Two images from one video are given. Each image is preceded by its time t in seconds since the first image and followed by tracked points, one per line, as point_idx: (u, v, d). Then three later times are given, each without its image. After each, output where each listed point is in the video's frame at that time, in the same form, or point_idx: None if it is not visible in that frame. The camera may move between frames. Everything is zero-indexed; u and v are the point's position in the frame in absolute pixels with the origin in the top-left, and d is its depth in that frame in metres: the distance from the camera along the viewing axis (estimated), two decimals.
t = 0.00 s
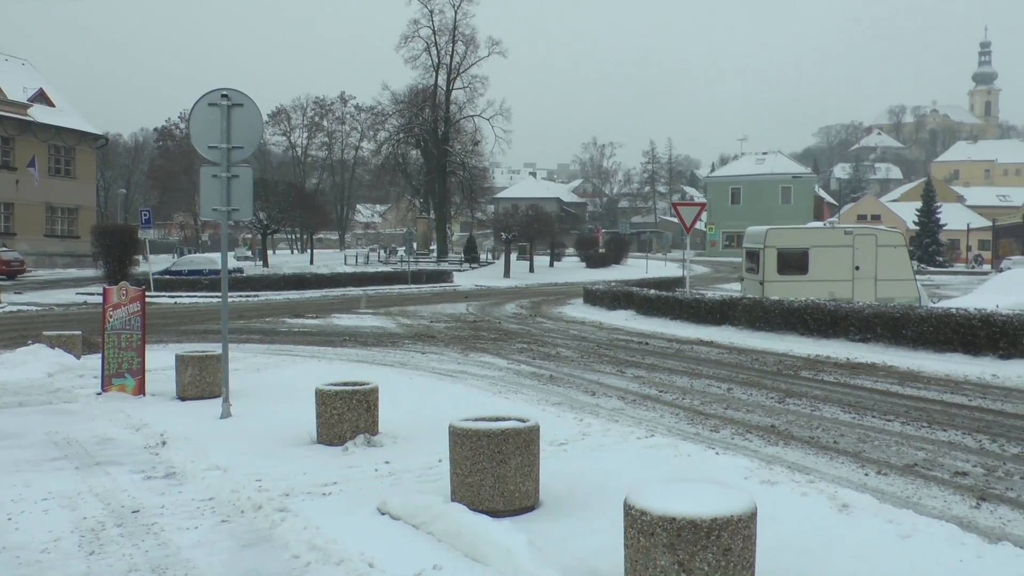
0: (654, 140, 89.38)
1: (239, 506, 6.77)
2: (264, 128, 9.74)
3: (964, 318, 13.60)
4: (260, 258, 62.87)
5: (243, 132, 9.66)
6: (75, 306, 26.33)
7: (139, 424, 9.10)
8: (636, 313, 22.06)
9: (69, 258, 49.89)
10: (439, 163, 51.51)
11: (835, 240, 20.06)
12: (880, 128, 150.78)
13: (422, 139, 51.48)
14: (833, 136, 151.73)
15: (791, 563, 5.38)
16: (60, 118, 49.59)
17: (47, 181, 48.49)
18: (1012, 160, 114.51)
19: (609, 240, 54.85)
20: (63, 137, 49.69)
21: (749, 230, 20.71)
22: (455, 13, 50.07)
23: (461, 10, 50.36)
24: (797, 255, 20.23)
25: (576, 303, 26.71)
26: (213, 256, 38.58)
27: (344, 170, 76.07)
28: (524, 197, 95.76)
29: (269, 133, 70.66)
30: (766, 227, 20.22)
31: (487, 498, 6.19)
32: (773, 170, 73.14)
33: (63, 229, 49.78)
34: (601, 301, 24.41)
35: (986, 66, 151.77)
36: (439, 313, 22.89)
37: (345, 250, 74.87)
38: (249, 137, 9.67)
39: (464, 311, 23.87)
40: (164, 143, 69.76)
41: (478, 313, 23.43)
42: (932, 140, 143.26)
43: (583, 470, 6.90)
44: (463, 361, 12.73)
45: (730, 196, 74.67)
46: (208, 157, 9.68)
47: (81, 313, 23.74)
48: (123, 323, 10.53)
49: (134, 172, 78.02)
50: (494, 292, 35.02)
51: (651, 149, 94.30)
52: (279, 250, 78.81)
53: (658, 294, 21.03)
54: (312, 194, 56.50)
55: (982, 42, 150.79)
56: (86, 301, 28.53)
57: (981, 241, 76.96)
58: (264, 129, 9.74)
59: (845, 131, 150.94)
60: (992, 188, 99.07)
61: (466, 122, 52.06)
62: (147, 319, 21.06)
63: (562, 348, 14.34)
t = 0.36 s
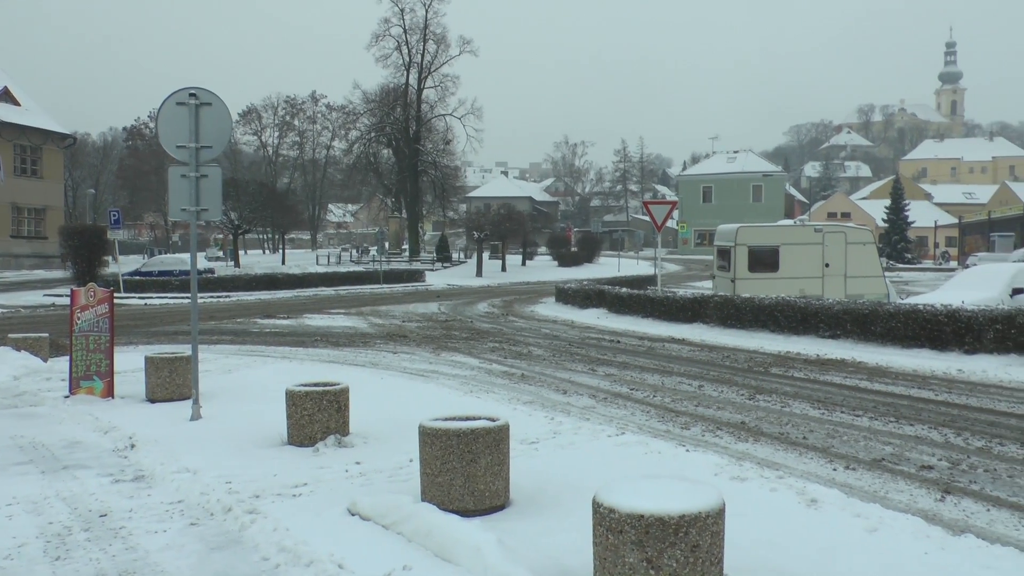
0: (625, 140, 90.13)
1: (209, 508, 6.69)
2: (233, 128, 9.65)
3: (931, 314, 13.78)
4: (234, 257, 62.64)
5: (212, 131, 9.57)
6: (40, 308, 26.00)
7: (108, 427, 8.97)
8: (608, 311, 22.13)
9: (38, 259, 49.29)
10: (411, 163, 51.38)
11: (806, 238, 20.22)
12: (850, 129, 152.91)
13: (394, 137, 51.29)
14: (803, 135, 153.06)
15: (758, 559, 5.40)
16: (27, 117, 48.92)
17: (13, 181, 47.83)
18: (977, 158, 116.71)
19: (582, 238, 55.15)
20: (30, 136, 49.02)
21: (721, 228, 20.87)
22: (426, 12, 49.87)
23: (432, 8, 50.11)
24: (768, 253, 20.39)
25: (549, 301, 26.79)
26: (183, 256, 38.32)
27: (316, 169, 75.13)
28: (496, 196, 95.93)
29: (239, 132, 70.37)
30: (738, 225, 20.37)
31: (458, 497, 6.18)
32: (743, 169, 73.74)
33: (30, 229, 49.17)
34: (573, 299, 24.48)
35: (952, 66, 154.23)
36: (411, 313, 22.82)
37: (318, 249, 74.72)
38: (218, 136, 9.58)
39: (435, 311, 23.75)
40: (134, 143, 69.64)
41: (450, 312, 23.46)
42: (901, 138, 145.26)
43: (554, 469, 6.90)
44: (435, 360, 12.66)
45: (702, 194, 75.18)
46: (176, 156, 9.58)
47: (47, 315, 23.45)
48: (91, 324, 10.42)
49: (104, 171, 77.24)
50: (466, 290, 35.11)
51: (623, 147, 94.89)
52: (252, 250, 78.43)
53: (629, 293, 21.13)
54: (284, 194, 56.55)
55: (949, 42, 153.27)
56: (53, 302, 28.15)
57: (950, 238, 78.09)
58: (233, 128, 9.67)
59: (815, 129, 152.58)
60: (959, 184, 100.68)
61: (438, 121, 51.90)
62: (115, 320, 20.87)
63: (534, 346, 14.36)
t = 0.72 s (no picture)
0: (598, 140, 90.30)
1: (179, 510, 6.62)
2: (202, 127, 9.61)
3: (899, 312, 13.97)
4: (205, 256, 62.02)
5: (180, 129, 9.50)
6: (5, 309, 25.57)
7: (77, 430, 8.86)
8: (580, 310, 22.18)
9: (4, 259, 48.48)
10: (383, 161, 51.28)
11: (777, 237, 20.37)
12: (820, 128, 154.88)
13: (366, 137, 50.99)
14: (774, 134, 154.38)
15: (726, 555, 5.44)
16: None
17: None
18: (944, 158, 118.53)
19: (554, 237, 55.35)
20: None
21: (692, 227, 20.96)
22: (398, 10, 49.55)
23: (404, 6, 49.78)
24: (738, 251, 20.51)
25: (521, 301, 26.85)
26: (153, 256, 37.90)
27: (287, 168, 75.07)
28: (469, 195, 95.87)
29: (210, 131, 69.78)
30: (708, 224, 20.48)
31: (428, 497, 6.17)
32: (715, 168, 74.27)
33: None
34: (545, 298, 24.53)
35: (919, 68, 156.62)
36: (383, 313, 22.76)
37: (290, 249, 74.22)
38: (187, 134, 9.53)
39: (407, 311, 23.73)
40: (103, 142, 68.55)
41: (421, 311, 23.42)
42: (870, 138, 147.30)
43: (525, 469, 6.89)
44: (407, 360, 12.60)
45: (674, 193, 75.55)
46: (144, 154, 9.49)
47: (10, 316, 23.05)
48: (59, 325, 10.25)
49: (73, 170, 76.15)
50: (437, 289, 35.10)
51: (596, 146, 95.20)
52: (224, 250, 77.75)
53: (602, 292, 21.19)
54: (256, 193, 56.14)
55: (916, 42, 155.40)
56: (19, 303, 27.72)
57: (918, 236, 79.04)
58: (203, 126, 9.62)
59: (786, 129, 153.98)
60: (926, 183, 102.25)
61: (409, 120, 51.64)
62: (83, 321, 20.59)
63: (506, 345, 14.38)
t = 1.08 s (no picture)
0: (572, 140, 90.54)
1: (149, 512, 6.55)
2: (173, 124, 9.51)
3: (869, 310, 14.11)
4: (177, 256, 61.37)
5: (150, 127, 9.42)
6: None
7: (45, 431, 8.73)
8: (554, 309, 22.20)
9: None
10: (357, 160, 51.03)
11: (749, 237, 20.53)
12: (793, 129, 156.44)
13: (340, 135, 50.73)
14: (748, 135, 155.79)
15: (694, 552, 5.48)
16: None
17: None
18: (914, 159, 120.17)
19: (527, 236, 55.48)
20: None
21: (665, 226, 21.06)
22: (371, 9, 49.27)
23: (377, 4, 49.51)
24: (711, 251, 20.62)
25: (494, 300, 26.87)
26: (124, 255, 37.49)
27: (260, 167, 74.55)
28: (444, 194, 95.74)
29: (182, 129, 69.11)
30: (681, 224, 20.57)
31: (399, 497, 6.16)
32: (689, 168, 74.72)
33: None
34: (518, 297, 24.54)
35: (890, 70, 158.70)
36: (356, 312, 22.67)
37: (263, 248, 73.74)
38: (157, 132, 9.43)
39: (380, 310, 23.65)
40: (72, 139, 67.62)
41: (394, 311, 23.37)
42: (842, 139, 149.07)
43: (498, 467, 6.89)
44: (380, 360, 12.54)
45: (647, 193, 75.91)
46: (114, 153, 9.37)
47: None
48: (26, 325, 10.12)
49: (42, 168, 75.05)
50: (411, 288, 35.07)
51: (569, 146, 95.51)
52: (196, 249, 77.04)
53: (575, 291, 21.23)
54: (228, 192, 55.66)
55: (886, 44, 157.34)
56: None
57: (889, 236, 80.04)
58: (173, 123, 9.52)
59: (759, 129, 155.33)
60: (897, 184, 103.68)
61: (382, 120, 51.43)
62: (51, 321, 20.31)
63: (479, 345, 14.35)
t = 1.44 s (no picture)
0: (547, 139, 90.78)
1: (119, 514, 6.48)
2: (144, 123, 9.44)
3: (840, 310, 14.24)
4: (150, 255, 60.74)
5: (120, 125, 9.34)
6: None
7: (13, 433, 8.61)
8: (528, 309, 22.25)
9: None
10: (331, 159, 50.84)
11: (723, 237, 20.65)
12: (766, 129, 157.87)
13: (314, 134, 50.53)
14: (722, 135, 157.05)
15: (665, 550, 5.51)
16: None
17: None
18: (885, 160, 121.59)
19: (502, 236, 55.58)
20: None
21: (639, 226, 21.12)
22: (345, 7, 49.09)
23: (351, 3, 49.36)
24: (685, 250, 20.73)
25: (468, 299, 26.88)
26: (95, 254, 37.04)
27: (233, 165, 74.05)
28: (418, 194, 95.55)
29: (154, 126, 68.42)
30: (656, 224, 20.65)
31: (371, 498, 6.13)
32: (664, 168, 75.12)
33: None
34: (492, 297, 24.55)
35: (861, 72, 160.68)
36: (329, 312, 22.56)
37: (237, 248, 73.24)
38: (128, 130, 9.36)
39: (353, 310, 23.57)
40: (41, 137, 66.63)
41: (368, 310, 23.29)
42: (815, 140, 150.76)
43: (470, 467, 6.89)
44: (353, 360, 12.50)
45: (622, 193, 76.23)
46: (83, 151, 9.25)
47: None
48: None
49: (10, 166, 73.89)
50: (385, 288, 34.97)
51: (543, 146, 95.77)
52: (168, 248, 76.31)
53: (549, 291, 21.28)
54: (201, 191, 55.17)
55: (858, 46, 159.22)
56: None
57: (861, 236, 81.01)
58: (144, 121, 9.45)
59: (732, 130, 156.59)
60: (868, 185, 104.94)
61: (357, 119, 51.32)
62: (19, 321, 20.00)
63: (453, 345, 14.33)
